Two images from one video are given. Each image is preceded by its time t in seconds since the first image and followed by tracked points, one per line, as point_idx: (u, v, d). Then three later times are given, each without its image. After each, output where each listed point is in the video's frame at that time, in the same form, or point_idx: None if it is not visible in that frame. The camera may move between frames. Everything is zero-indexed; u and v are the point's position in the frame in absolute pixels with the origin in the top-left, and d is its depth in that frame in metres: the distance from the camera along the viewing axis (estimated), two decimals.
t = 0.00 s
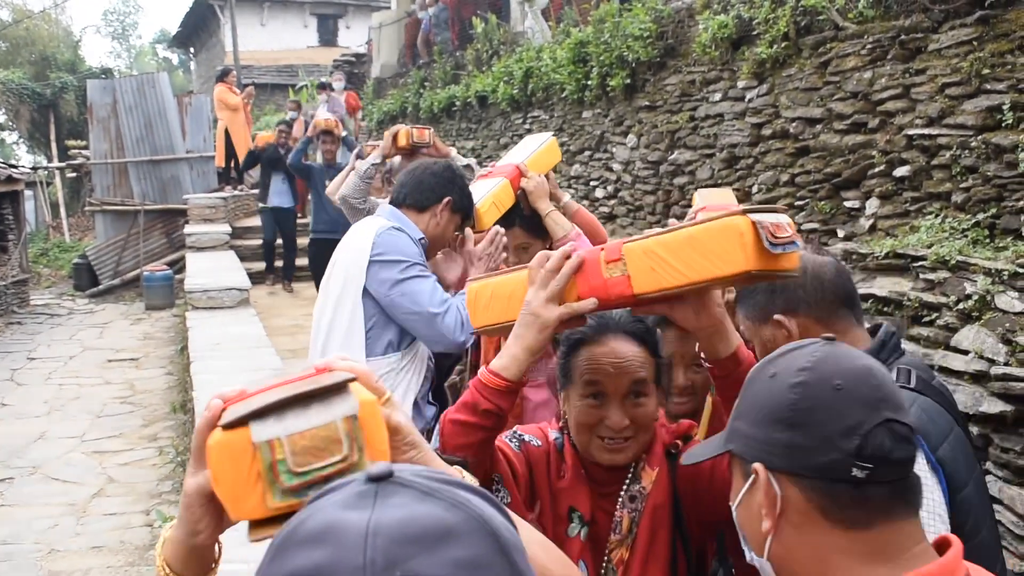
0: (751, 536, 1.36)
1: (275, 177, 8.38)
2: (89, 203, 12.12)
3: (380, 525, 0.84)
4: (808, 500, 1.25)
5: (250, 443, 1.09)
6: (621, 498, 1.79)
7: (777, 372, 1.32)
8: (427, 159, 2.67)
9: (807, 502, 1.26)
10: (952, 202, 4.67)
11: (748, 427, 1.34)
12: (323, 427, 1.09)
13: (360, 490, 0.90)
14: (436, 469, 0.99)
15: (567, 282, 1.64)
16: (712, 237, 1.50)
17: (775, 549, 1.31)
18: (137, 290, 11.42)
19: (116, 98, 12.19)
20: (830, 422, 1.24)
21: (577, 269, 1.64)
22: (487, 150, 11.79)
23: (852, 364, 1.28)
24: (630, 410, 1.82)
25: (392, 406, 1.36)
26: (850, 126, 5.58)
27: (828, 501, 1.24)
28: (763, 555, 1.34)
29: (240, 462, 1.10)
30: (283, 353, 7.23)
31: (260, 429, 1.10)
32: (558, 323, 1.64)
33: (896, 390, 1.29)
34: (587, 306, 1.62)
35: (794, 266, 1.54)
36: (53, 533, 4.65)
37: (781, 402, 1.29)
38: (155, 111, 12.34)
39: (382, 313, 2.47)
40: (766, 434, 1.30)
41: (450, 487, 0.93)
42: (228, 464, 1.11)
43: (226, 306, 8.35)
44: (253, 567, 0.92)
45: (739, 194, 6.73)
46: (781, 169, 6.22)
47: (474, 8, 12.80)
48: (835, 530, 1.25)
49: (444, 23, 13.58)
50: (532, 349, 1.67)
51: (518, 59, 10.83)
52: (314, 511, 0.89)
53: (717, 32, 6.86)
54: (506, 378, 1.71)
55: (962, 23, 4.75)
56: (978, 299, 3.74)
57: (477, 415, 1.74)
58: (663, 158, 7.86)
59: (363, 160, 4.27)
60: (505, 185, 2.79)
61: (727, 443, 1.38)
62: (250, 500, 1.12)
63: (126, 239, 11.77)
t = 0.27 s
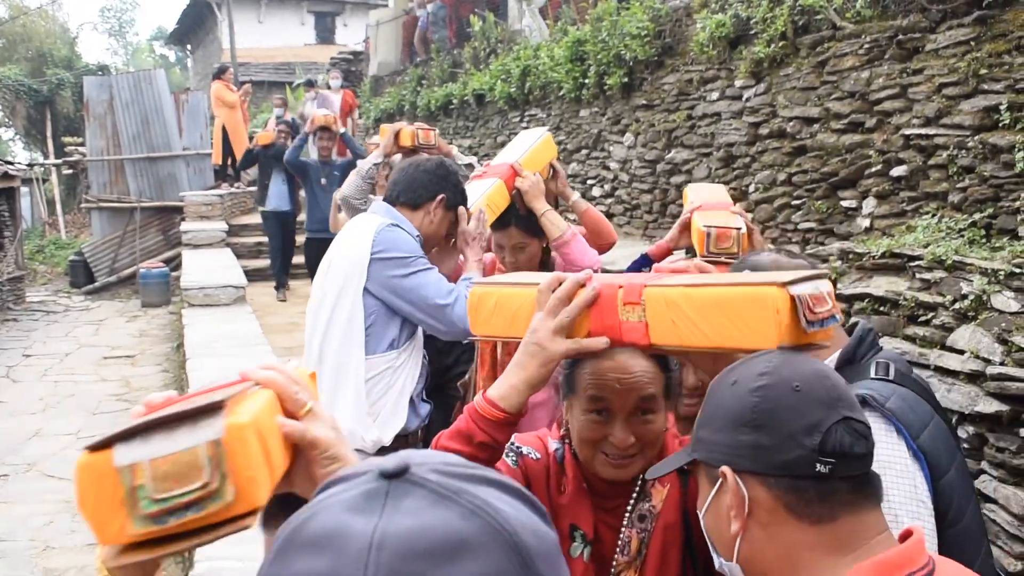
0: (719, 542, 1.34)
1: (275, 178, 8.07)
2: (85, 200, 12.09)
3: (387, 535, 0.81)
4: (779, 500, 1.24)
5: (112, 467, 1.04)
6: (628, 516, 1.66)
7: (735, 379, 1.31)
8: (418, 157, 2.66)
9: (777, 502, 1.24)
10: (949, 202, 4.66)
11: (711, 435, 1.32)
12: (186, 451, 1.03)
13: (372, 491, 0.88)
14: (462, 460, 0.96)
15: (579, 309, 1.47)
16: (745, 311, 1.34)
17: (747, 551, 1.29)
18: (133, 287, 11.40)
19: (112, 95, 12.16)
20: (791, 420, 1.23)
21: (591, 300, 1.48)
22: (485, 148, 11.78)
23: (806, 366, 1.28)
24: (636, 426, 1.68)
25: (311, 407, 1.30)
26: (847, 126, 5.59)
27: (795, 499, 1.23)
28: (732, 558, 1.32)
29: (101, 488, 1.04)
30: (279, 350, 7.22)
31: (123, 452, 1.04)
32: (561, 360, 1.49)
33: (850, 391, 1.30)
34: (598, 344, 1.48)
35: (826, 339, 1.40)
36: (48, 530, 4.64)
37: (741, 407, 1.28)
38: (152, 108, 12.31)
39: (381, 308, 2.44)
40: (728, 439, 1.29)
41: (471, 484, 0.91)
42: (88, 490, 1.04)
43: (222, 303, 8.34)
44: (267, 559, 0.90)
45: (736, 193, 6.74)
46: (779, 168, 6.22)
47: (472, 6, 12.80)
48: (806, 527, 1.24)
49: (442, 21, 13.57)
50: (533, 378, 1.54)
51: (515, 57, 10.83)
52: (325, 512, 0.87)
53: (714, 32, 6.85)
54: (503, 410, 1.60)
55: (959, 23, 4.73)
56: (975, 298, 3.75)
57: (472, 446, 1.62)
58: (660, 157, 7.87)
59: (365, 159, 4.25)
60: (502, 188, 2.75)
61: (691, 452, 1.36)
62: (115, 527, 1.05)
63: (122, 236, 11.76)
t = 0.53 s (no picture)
0: (692, 535, 1.33)
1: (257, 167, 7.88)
2: (61, 191, 11.98)
3: (389, 535, 0.75)
4: (755, 493, 1.23)
5: None
6: (590, 526, 1.56)
7: (710, 367, 1.28)
8: (375, 140, 2.64)
9: (754, 495, 1.23)
10: (926, 194, 4.68)
11: (685, 424, 1.30)
12: None
13: (374, 482, 0.81)
14: (472, 447, 0.89)
15: (505, 313, 1.42)
16: (654, 291, 1.27)
17: (721, 542, 1.28)
18: (110, 279, 11.32)
19: (89, 85, 12.05)
20: (768, 413, 1.21)
21: (515, 301, 1.41)
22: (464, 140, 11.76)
23: (782, 355, 1.26)
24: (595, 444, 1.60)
25: (123, 447, 1.13)
26: (825, 118, 5.58)
27: (773, 492, 1.22)
28: (707, 549, 1.31)
29: None
30: (257, 341, 7.19)
31: None
32: (490, 361, 1.43)
33: (825, 378, 1.29)
34: (523, 344, 1.41)
35: (747, 320, 1.34)
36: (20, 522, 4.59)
37: (715, 396, 1.25)
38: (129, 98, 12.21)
39: (352, 303, 2.41)
40: (703, 430, 1.27)
41: (485, 478, 0.84)
42: None
43: (200, 295, 8.29)
44: (256, 544, 0.84)
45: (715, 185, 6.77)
46: (757, 161, 6.23)
47: None
48: (783, 521, 1.23)
49: (421, 12, 13.53)
50: (465, 380, 1.49)
51: (495, 48, 10.80)
52: (322, 503, 0.81)
53: (694, 24, 6.87)
54: (437, 415, 1.55)
55: (937, 16, 4.76)
56: (951, 289, 3.76)
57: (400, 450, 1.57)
58: (640, 149, 7.87)
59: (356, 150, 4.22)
60: (485, 174, 2.55)
61: (665, 440, 1.34)
62: None
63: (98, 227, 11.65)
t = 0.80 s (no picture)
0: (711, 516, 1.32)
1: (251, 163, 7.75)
2: (49, 185, 11.93)
3: (398, 541, 0.76)
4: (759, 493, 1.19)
5: None
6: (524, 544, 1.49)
7: (726, 355, 1.23)
8: (333, 117, 2.55)
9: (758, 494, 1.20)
10: (914, 189, 4.68)
11: (695, 409, 1.29)
12: None
13: (378, 482, 0.81)
14: (477, 442, 0.90)
15: (396, 317, 1.36)
16: (475, 267, 1.13)
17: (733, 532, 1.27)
18: (99, 274, 11.28)
19: (77, 79, 11.99)
20: (773, 413, 1.15)
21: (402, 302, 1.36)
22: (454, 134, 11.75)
23: (804, 350, 1.17)
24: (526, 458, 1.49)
25: None
26: (814, 113, 5.60)
27: (777, 495, 1.17)
28: (722, 535, 1.30)
29: None
30: (246, 336, 7.17)
31: None
32: (381, 363, 1.38)
33: (855, 377, 1.18)
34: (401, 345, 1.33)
35: (587, 295, 1.13)
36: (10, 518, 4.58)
37: (724, 388, 1.20)
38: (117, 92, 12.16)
39: (326, 306, 2.39)
40: (712, 420, 1.23)
41: (491, 477, 0.85)
42: None
43: (188, 290, 8.27)
44: (254, 541, 0.84)
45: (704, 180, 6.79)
46: (746, 156, 6.25)
47: None
48: (788, 523, 1.19)
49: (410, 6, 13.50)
50: (364, 383, 1.44)
51: (484, 43, 10.80)
52: (326, 503, 0.81)
53: (683, 18, 6.87)
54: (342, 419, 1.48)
55: (926, 12, 4.81)
56: (938, 284, 3.77)
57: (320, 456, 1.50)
58: (629, 144, 7.88)
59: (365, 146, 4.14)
60: (486, 165, 2.47)
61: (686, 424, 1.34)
62: None
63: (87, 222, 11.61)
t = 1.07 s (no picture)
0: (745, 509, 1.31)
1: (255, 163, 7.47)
2: (47, 185, 11.93)
3: (406, 547, 0.75)
4: (800, 502, 1.20)
5: None
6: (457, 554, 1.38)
7: (777, 353, 1.23)
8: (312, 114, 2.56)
9: (798, 502, 1.20)
10: (911, 185, 4.69)
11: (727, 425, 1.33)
12: None
13: (382, 485, 0.80)
14: (481, 443, 0.90)
15: (322, 323, 1.36)
16: (387, 273, 1.15)
17: (767, 533, 1.27)
18: (97, 273, 11.29)
19: (75, 78, 11.99)
20: (823, 424, 1.15)
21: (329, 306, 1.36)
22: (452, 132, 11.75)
23: (857, 358, 1.17)
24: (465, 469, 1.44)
25: None
26: (811, 109, 5.63)
27: (819, 508, 1.18)
28: (755, 532, 1.30)
29: None
30: (245, 335, 7.18)
31: None
32: (312, 371, 1.36)
33: (913, 387, 1.18)
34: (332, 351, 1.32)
35: (504, 298, 1.15)
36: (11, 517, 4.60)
37: (773, 391, 1.20)
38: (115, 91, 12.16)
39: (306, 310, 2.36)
40: (757, 422, 1.23)
41: (495, 478, 0.85)
42: None
43: (187, 289, 8.28)
44: (250, 544, 0.82)
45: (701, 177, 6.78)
46: (743, 152, 6.26)
47: None
48: (829, 536, 1.19)
49: (408, 5, 13.50)
50: (294, 393, 1.40)
51: (482, 41, 10.79)
52: (330, 508, 0.79)
53: (680, 15, 6.88)
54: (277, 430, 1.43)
55: (922, 8, 4.82)
56: (936, 280, 3.79)
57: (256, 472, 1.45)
58: (627, 141, 7.89)
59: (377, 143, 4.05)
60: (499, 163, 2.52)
61: (729, 416, 1.33)
62: None
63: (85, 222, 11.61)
